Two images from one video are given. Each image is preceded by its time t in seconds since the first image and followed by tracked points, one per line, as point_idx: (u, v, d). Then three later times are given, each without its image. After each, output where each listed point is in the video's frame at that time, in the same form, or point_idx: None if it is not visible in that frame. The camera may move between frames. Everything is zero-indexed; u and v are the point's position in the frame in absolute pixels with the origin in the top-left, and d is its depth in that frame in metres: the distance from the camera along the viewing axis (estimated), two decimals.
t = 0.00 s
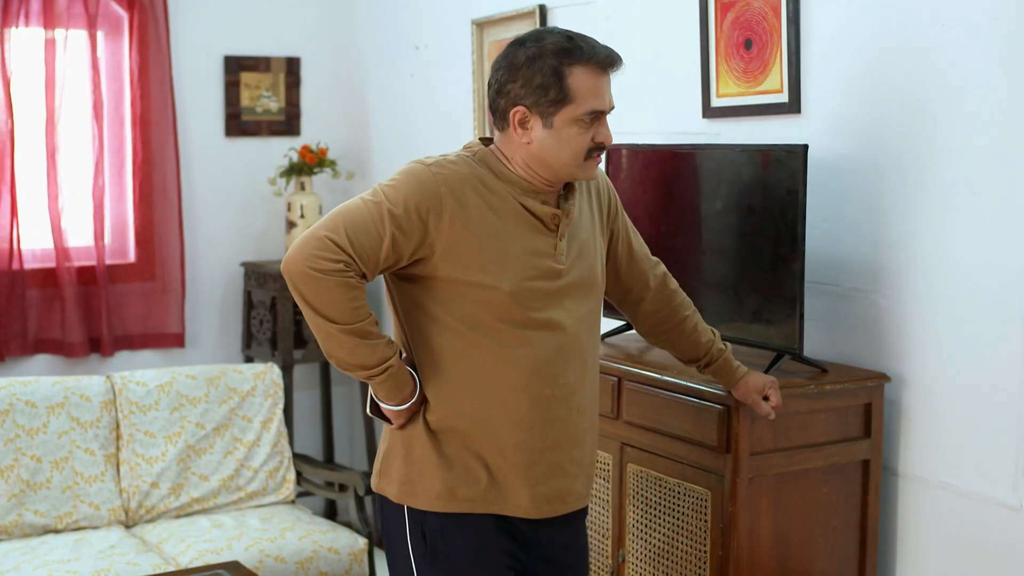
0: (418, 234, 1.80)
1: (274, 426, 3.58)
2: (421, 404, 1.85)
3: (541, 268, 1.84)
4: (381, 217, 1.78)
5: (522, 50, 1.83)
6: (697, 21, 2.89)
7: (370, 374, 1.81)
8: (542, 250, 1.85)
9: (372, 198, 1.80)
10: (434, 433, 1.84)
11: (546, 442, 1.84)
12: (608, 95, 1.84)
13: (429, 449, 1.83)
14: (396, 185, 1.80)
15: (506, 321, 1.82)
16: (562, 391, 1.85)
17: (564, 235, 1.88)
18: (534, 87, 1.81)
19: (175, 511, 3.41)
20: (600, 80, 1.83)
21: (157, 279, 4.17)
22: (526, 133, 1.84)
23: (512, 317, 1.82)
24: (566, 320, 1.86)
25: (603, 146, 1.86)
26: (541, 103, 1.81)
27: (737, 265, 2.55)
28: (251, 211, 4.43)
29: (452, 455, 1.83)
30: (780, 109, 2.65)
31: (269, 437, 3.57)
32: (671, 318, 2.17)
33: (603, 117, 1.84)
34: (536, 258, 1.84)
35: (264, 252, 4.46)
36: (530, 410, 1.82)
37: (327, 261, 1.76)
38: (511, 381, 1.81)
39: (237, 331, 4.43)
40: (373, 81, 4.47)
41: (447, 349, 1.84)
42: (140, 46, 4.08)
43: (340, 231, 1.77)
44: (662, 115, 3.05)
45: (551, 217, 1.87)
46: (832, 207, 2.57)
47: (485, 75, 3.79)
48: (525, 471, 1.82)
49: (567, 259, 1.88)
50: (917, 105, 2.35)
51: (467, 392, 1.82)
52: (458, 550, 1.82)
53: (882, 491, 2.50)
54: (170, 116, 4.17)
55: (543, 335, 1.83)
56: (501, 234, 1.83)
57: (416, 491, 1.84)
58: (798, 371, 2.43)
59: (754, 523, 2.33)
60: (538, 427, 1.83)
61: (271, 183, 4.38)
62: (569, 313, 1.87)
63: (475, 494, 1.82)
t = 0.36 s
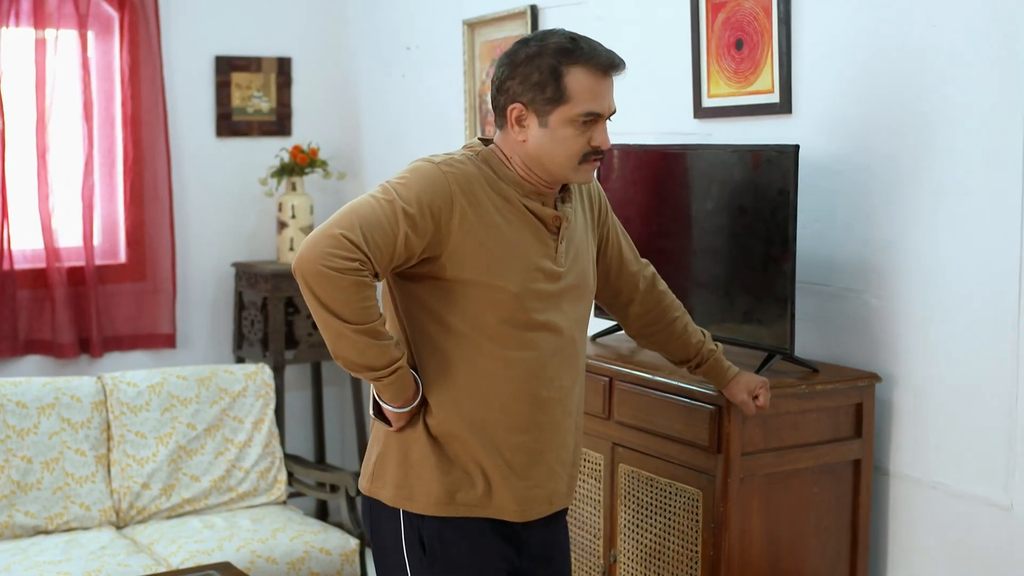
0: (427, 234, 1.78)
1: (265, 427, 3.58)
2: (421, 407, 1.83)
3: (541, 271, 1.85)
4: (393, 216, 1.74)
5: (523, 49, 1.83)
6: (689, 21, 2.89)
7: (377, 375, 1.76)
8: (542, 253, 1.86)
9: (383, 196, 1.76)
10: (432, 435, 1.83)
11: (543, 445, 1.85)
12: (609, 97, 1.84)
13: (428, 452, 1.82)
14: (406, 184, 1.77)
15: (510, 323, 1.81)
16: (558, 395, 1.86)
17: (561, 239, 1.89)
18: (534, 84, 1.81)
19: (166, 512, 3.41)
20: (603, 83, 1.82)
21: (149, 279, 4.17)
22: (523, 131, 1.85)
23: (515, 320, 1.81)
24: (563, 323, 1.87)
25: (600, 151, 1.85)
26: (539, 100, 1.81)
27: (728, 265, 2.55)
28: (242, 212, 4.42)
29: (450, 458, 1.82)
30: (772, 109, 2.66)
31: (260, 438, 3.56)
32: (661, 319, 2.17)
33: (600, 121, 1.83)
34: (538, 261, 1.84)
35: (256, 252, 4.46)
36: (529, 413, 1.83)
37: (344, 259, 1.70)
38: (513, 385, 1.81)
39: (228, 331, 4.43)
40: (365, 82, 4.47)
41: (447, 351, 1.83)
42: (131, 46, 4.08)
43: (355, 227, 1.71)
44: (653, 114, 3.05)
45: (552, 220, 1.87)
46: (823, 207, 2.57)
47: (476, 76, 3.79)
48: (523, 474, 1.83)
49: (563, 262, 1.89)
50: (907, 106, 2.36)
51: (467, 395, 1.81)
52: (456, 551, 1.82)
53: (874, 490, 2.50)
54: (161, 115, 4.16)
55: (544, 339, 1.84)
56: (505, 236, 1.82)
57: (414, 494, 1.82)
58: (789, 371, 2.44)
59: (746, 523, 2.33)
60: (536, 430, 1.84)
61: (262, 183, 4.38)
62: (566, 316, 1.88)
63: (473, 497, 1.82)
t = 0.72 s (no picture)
0: (424, 228, 1.80)
1: (257, 427, 3.57)
2: (428, 394, 1.86)
3: (546, 261, 1.83)
4: (387, 212, 1.80)
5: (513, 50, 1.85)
6: (680, 21, 2.89)
7: (376, 362, 1.83)
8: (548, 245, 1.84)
9: (383, 194, 1.81)
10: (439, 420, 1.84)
11: (547, 434, 1.83)
12: (586, 97, 1.79)
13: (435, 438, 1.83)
14: (402, 182, 1.81)
15: (509, 313, 1.81)
16: (565, 385, 1.85)
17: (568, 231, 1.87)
18: (511, 84, 1.83)
19: (157, 512, 3.40)
20: (575, 83, 1.78)
21: (141, 280, 4.16)
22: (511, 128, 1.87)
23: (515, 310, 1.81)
24: (569, 312, 1.85)
25: (571, 153, 1.79)
26: (515, 98, 1.82)
27: (719, 265, 2.56)
28: (232, 212, 4.41)
29: (455, 444, 1.83)
30: (763, 109, 2.66)
31: (252, 438, 3.56)
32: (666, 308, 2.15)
33: (571, 121, 1.79)
34: (541, 252, 1.83)
35: (247, 253, 4.45)
36: (532, 402, 1.82)
37: (336, 253, 1.78)
38: (514, 374, 1.81)
39: (220, 331, 4.42)
40: (355, 82, 4.47)
41: (452, 340, 1.84)
42: (122, 46, 4.07)
43: (347, 224, 1.79)
44: (644, 114, 3.06)
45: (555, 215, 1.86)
46: (814, 207, 2.58)
47: (467, 76, 3.79)
48: (525, 462, 1.82)
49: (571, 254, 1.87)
50: (899, 106, 2.36)
51: (468, 383, 1.82)
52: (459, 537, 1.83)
53: (865, 490, 2.50)
54: (152, 115, 4.15)
55: (545, 329, 1.82)
56: (503, 228, 1.82)
57: (419, 478, 1.85)
58: (781, 372, 2.44)
59: (737, 523, 2.33)
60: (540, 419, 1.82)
61: (253, 184, 4.38)
62: (573, 306, 1.86)
63: (476, 482, 1.82)
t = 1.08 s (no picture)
0: (438, 214, 1.88)
1: (253, 428, 3.57)
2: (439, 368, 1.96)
3: (553, 252, 1.88)
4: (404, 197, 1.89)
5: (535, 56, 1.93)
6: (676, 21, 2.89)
7: (386, 333, 1.93)
8: (557, 237, 1.90)
9: (406, 178, 1.90)
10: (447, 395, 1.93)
11: (547, 421, 1.88)
12: (571, 101, 1.82)
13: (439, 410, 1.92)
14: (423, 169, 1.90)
15: (514, 299, 1.87)
16: (567, 375, 1.89)
17: (581, 228, 1.92)
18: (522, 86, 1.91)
19: (153, 512, 3.40)
20: (557, 87, 1.82)
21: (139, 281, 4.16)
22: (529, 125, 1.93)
23: (518, 296, 1.87)
24: (575, 307, 1.90)
25: (551, 151, 1.83)
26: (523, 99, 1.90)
27: (715, 265, 2.56)
28: (228, 212, 4.41)
29: (459, 417, 1.92)
30: (759, 109, 2.66)
31: (248, 439, 3.56)
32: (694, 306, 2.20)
33: (553, 122, 1.83)
34: (550, 244, 1.89)
35: (243, 253, 4.45)
36: (529, 387, 1.87)
37: (355, 229, 1.90)
38: (513, 358, 1.87)
39: (216, 331, 4.42)
40: (351, 82, 4.46)
41: (462, 321, 1.91)
42: (119, 46, 4.06)
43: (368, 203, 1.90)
44: (641, 114, 3.06)
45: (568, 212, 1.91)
46: (810, 207, 2.58)
47: (463, 76, 3.79)
48: (521, 445, 1.88)
49: (584, 250, 1.91)
50: (895, 106, 2.36)
51: (473, 361, 1.90)
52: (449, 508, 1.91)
53: (861, 489, 2.51)
54: (149, 115, 4.15)
55: (551, 319, 1.87)
56: (514, 219, 1.88)
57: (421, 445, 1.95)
58: (777, 371, 2.44)
59: (733, 523, 2.33)
60: (537, 405, 1.87)
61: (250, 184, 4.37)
62: (581, 300, 1.91)
63: (472, 456, 1.89)
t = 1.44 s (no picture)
0: (414, 210, 1.99)
1: (258, 427, 3.58)
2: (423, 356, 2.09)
3: (521, 246, 1.96)
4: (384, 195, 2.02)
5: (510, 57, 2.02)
6: (681, 21, 2.89)
7: (370, 323, 2.06)
8: (526, 233, 1.96)
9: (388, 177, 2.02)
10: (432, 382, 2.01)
11: (516, 410, 1.95)
12: (528, 97, 1.91)
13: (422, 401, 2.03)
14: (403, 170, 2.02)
15: (483, 292, 1.96)
16: (535, 366, 1.95)
17: (552, 223, 1.97)
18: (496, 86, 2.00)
19: (158, 512, 3.40)
20: (516, 84, 1.92)
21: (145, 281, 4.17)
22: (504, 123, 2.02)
23: (486, 289, 1.96)
24: (544, 300, 1.96)
25: (511, 146, 1.92)
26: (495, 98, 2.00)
27: (720, 265, 2.56)
28: (233, 212, 4.41)
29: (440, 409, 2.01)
30: (763, 110, 2.66)
31: (252, 438, 3.57)
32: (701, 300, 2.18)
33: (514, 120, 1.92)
34: (520, 240, 1.96)
35: (248, 253, 4.46)
36: (497, 377, 1.95)
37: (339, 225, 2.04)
38: (482, 348, 1.95)
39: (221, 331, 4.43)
40: (355, 82, 4.47)
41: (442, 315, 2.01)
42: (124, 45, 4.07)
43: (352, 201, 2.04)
44: (645, 114, 3.06)
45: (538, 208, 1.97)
46: (814, 208, 2.58)
47: (468, 77, 3.79)
48: (492, 434, 1.95)
49: (554, 244, 1.97)
50: (899, 106, 2.36)
51: (450, 353, 1.99)
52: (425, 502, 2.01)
53: (866, 490, 2.51)
54: (154, 115, 4.15)
55: (518, 310, 1.95)
56: (483, 215, 1.96)
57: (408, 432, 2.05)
58: (782, 372, 2.44)
59: (738, 524, 2.33)
60: (505, 394, 1.95)
61: (254, 183, 4.38)
62: (552, 294, 1.96)
63: (449, 444, 1.98)
